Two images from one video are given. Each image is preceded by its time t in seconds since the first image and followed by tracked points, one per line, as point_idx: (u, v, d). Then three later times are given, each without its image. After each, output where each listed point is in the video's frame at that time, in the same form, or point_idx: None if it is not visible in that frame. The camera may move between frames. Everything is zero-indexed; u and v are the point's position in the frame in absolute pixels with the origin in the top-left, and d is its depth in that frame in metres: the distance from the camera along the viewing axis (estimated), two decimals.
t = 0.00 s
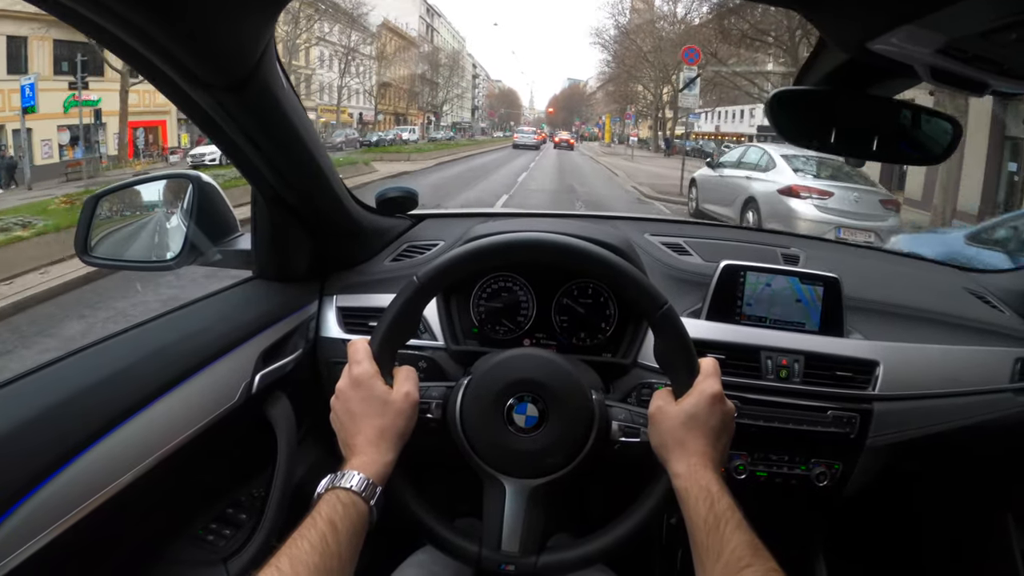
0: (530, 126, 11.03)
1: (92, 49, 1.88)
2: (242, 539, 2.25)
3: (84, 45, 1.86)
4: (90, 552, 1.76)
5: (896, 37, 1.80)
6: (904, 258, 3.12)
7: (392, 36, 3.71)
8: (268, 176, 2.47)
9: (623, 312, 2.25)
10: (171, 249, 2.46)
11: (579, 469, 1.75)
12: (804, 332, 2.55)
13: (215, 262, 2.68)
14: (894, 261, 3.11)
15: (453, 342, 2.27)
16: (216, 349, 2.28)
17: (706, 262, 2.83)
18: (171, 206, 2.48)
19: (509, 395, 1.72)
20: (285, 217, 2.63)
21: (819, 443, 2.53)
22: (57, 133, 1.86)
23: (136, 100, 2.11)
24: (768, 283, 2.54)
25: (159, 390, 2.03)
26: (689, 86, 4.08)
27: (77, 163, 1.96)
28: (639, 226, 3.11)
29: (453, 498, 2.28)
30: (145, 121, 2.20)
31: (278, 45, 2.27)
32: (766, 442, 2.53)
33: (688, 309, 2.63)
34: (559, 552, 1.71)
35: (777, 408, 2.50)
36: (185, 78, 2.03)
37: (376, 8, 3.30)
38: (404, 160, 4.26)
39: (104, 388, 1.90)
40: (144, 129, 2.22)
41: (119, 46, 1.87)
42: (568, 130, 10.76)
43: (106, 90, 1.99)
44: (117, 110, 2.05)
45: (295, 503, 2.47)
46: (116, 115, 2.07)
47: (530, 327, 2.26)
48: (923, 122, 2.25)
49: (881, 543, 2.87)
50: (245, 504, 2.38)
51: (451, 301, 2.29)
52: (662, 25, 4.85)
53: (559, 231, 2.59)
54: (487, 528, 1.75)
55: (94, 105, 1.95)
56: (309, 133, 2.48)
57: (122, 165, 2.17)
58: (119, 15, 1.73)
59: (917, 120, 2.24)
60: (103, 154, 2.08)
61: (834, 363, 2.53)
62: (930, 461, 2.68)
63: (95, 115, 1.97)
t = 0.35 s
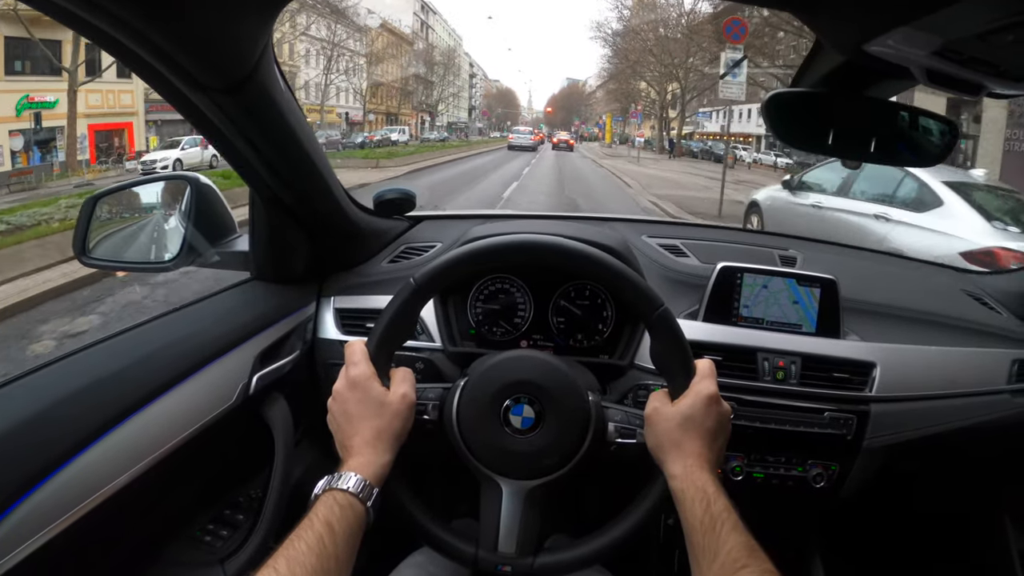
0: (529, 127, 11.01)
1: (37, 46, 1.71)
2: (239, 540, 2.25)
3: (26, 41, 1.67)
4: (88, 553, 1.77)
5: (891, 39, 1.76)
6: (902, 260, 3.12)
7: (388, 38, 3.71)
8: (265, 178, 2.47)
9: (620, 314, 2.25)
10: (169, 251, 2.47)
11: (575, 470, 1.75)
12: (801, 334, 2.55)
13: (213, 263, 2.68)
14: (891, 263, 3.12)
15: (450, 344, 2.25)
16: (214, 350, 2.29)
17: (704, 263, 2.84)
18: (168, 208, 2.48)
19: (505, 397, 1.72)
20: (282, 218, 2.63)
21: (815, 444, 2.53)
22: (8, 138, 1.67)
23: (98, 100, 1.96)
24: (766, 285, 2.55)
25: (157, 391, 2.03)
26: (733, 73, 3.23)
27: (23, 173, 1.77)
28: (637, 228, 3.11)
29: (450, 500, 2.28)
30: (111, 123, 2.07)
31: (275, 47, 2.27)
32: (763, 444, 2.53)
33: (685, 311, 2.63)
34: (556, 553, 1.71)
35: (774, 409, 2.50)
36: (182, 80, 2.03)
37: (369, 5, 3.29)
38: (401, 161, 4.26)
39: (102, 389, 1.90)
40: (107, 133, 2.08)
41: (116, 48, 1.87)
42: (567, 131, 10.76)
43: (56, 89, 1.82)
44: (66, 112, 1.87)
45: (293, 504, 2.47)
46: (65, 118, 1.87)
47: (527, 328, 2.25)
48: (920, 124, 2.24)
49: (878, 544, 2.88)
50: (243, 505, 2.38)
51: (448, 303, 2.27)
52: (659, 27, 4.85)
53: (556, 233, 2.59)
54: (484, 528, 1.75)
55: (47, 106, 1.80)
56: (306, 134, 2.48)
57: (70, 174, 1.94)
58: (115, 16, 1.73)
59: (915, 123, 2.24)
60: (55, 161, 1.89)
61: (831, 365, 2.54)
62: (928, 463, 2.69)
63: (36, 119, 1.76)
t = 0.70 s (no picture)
0: (526, 129, 10.99)
1: None
2: (232, 544, 2.24)
3: None
4: (79, 557, 1.75)
5: (883, 36, 1.79)
6: (898, 260, 3.11)
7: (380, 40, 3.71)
8: (257, 182, 2.46)
9: (613, 316, 2.21)
10: (163, 255, 2.42)
11: (567, 473, 1.73)
12: (796, 334, 2.54)
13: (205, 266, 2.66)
14: (886, 262, 3.10)
15: (443, 346, 2.22)
16: (206, 353, 2.27)
17: (697, 264, 2.83)
18: (162, 213, 2.45)
19: (496, 400, 1.71)
20: (275, 222, 2.62)
21: (811, 445, 2.52)
22: None
23: (56, 102, 1.87)
24: (760, 285, 2.54)
25: (148, 394, 2.02)
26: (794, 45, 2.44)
27: None
28: (631, 229, 3.09)
29: (443, 504, 2.27)
30: (71, 127, 1.96)
31: (265, 49, 2.26)
32: (757, 445, 2.51)
33: (679, 312, 2.61)
34: (546, 557, 1.70)
35: (770, 410, 2.48)
36: (171, 84, 2.02)
37: (357, 4, 3.27)
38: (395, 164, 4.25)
39: (93, 393, 1.89)
40: (70, 137, 1.97)
41: (103, 52, 1.87)
42: (564, 132, 10.75)
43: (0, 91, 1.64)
44: (11, 118, 1.68)
45: (287, 508, 2.45)
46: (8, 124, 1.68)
47: (520, 331, 2.23)
48: (915, 124, 2.26)
49: (875, 546, 2.87)
50: (235, 509, 2.37)
51: (441, 307, 2.23)
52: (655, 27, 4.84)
53: (549, 234, 2.58)
54: (474, 531, 1.74)
55: None
56: (297, 137, 2.47)
57: (9, 187, 1.71)
58: (100, 19, 1.72)
59: (909, 121, 2.25)
60: None
61: (826, 366, 2.52)
62: (924, 462, 2.67)
63: None
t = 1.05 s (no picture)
0: (510, 126, 10.98)
1: None
2: (228, 549, 2.24)
3: None
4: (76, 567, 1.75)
5: (867, 38, 1.83)
6: (882, 253, 3.15)
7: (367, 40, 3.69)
8: (247, 187, 2.47)
9: (602, 313, 2.24)
10: (150, 259, 2.41)
11: (560, 470, 1.75)
12: (783, 329, 2.57)
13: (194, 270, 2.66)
14: (871, 256, 3.14)
15: (434, 346, 2.23)
16: (197, 359, 2.27)
17: (684, 261, 2.85)
18: (148, 216, 2.43)
19: (489, 399, 1.72)
20: (265, 225, 2.62)
21: (799, 438, 2.55)
22: None
23: None
24: (746, 282, 2.57)
25: (140, 402, 2.02)
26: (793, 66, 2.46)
27: None
28: (618, 227, 3.10)
29: (438, 503, 2.28)
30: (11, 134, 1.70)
31: (254, 54, 2.27)
32: (747, 439, 2.54)
33: (667, 309, 2.63)
34: (542, 553, 1.71)
35: (759, 404, 2.52)
36: (161, 90, 2.02)
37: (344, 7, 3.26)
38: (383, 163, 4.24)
39: (84, 402, 1.88)
40: (13, 145, 1.70)
41: (92, 58, 1.87)
42: (549, 129, 10.75)
43: None
44: None
45: (282, 511, 2.45)
46: None
47: (510, 329, 2.24)
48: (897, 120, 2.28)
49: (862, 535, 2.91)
50: (230, 513, 2.37)
51: (431, 306, 2.25)
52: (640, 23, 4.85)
53: (538, 233, 2.59)
54: (470, 530, 1.75)
55: None
56: (287, 141, 2.48)
57: None
58: (90, 24, 1.73)
59: (891, 117, 2.27)
60: None
61: (813, 360, 2.55)
62: (910, 453, 2.70)
63: None
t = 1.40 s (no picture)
0: (481, 122, 10.94)
1: None
2: (201, 556, 2.19)
3: None
4: None
5: (838, 31, 1.83)
6: (853, 245, 3.16)
7: (332, 34, 3.63)
8: (213, 187, 2.42)
9: (574, 309, 2.19)
10: (116, 261, 2.34)
11: (534, 468, 1.73)
12: (755, 322, 2.58)
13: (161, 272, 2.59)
14: (841, 248, 3.16)
15: (405, 345, 2.18)
16: (164, 363, 2.21)
17: (656, 255, 2.81)
18: (114, 217, 2.36)
19: (461, 397, 1.69)
20: (233, 226, 2.57)
21: (773, 429, 2.56)
22: None
23: None
24: (717, 274, 2.58)
25: (105, 410, 1.96)
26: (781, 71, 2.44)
27: None
28: (589, 221, 3.07)
29: (412, 503, 2.25)
30: None
31: (217, 52, 2.22)
32: (721, 431, 2.55)
33: (639, 302, 2.61)
34: (516, 552, 1.71)
35: (733, 396, 2.52)
36: (122, 89, 1.97)
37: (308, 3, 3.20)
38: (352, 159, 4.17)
39: (46, 412, 1.82)
40: None
41: (47, 54, 1.80)
42: (520, 125, 10.71)
43: None
44: None
45: (255, 514, 2.40)
46: None
47: (481, 326, 2.20)
48: (866, 113, 2.28)
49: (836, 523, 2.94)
50: (203, 519, 2.32)
51: (402, 303, 2.20)
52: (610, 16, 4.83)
53: (508, 229, 2.56)
54: (445, 530, 1.73)
55: None
56: (253, 141, 2.43)
57: None
58: (45, 20, 1.66)
59: (861, 110, 2.27)
60: None
61: (785, 352, 2.56)
62: (883, 443, 2.73)
63: None
